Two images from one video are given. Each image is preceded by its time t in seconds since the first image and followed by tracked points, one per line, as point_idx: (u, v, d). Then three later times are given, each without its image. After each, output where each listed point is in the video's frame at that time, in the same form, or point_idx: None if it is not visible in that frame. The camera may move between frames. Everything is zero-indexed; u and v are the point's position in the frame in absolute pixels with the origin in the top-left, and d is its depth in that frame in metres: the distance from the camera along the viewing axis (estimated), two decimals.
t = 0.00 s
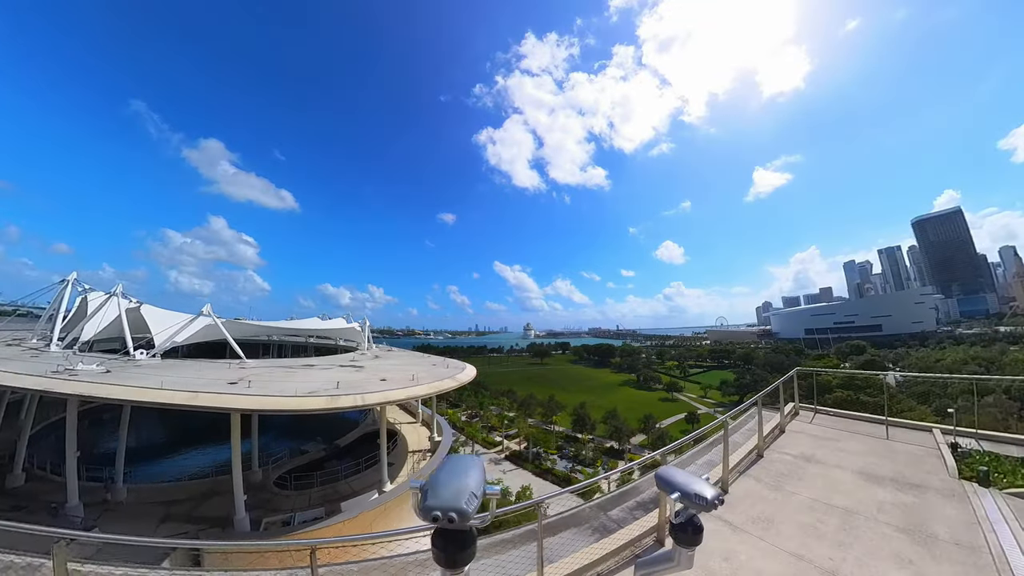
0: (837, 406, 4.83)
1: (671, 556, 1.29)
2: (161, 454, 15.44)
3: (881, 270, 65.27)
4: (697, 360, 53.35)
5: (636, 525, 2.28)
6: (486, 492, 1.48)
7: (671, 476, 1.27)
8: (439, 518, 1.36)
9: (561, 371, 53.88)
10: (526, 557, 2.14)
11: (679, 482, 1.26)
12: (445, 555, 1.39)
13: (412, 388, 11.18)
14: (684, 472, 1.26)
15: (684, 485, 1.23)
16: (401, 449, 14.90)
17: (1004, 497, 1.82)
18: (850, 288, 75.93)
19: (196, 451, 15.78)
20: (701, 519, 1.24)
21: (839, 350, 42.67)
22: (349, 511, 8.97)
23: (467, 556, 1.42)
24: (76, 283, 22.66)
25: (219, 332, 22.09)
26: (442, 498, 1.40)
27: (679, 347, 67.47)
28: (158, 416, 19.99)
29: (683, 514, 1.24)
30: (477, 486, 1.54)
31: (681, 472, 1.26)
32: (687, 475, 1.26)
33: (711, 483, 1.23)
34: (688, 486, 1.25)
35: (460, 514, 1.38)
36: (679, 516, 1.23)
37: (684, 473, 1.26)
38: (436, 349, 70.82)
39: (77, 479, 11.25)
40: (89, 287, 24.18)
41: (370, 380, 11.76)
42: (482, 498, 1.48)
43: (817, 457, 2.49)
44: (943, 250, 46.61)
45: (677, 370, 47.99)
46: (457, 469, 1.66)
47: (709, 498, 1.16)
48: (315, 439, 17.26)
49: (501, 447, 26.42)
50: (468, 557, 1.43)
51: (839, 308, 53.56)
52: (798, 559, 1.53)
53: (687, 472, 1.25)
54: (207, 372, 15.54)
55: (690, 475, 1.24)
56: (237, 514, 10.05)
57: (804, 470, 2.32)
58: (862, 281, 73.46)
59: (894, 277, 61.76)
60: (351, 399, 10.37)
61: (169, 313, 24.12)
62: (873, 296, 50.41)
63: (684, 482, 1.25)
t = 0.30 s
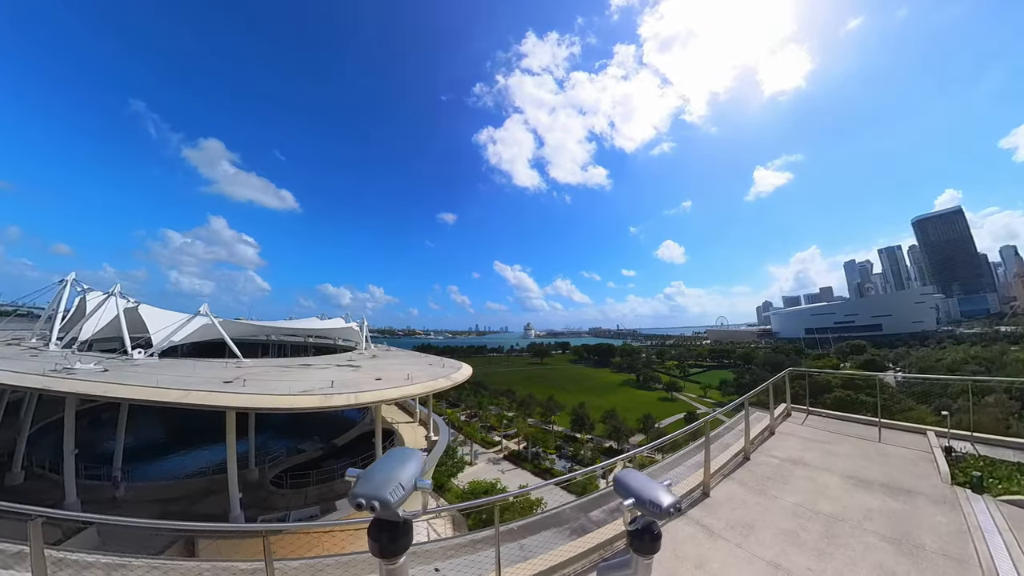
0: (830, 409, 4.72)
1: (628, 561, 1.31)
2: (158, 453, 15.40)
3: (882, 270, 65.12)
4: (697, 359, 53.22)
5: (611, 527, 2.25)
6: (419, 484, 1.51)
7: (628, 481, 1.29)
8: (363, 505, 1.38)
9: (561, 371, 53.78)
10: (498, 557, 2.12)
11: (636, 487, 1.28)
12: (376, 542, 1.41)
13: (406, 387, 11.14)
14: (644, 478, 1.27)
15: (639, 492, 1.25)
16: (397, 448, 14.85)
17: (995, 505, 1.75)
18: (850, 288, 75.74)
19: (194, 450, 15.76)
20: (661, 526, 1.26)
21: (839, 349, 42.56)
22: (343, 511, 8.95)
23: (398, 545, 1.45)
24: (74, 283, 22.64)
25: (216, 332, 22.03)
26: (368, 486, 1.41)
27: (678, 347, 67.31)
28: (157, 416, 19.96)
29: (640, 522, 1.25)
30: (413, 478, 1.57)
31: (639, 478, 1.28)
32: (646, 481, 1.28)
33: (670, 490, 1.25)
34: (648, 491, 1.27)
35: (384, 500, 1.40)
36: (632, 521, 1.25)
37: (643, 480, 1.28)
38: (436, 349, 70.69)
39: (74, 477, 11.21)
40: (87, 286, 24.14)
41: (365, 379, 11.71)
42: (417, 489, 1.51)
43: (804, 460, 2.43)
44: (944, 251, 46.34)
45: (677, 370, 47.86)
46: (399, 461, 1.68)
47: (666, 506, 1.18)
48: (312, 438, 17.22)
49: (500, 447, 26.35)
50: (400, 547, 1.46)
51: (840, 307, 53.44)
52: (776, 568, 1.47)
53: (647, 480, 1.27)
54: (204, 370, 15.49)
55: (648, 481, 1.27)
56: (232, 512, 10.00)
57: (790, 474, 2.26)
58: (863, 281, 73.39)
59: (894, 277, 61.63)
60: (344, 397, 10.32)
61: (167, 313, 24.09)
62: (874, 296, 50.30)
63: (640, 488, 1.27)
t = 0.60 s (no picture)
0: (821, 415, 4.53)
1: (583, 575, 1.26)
2: (155, 453, 15.35)
3: (882, 270, 65.05)
4: (697, 360, 53.11)
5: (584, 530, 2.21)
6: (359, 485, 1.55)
7: (584, 490, 1.24)
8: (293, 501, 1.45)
9: (561, 371, 53.69)
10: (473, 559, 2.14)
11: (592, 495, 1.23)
12: (314, 537, 1.49)
13: (400, 387, 11.09)
14: (599, 487, 1.22)
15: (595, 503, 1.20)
16: (392, 448, 14.84)
17: (991, 518, 1.67)
18: (851, 287, 75.73)
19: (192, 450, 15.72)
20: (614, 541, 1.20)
21: (840, 349, 42.48)
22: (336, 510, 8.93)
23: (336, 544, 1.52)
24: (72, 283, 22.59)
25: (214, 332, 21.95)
26: (302, 480, 1.48)
27: (679, 347, 67.17)
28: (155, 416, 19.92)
29: (592, 536, 1.19)
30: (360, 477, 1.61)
31: (595, 487, 1.23)
32: (600, 494, 1.22)
33: (625, 504, 1.20)
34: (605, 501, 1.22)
35: (315, 497, 1.45)
36: (582, 535, 1.19)
37: (598, 490, 1.23)
38: (436, 349, 70.57)
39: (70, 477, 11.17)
40: (85, 286, 24.08)
41: (360, 380, 11.68)
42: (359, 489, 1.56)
43: (792, 466, 2.36)
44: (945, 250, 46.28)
45: (677, 369, 47.76)
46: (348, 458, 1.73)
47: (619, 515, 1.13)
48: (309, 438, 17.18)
49: (499, 447, 26.28)
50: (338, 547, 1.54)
51: (840, 307, 53.35)
52: None
53: (601, 489, 1.22)
54: (200, 370, 15.43)
55: (602, 491, 1.22)
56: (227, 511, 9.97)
57: (778, 481, 2.20)
58: (863, 281, 73.30)
59: (895, 276, 61.55)
60: (338, 397, 10.28)
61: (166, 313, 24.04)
62: (875, 295, 50.22)
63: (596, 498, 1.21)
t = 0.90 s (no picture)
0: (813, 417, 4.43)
1: None
2: (153, 451, 15.38)
3: (883, 270, 64.91)
4: (697, 360, 53.00)
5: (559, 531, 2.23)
6: (291, 469, 1.75)
7: (525, 492, 1.21)
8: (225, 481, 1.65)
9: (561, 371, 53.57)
10: (442, 555, 2.36)
11: (539, 495, 1.19)
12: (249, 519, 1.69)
13: (393, 386, 11.04)
14: (543, 488, 1.19)
15: (537, 504, 1.17)
16: (388, 448, 14.80)
17: (988, 530, 1.57)
18: (852, 287, 75.52)
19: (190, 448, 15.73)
20: (559, 547, 1.16)
21: (840, 349, 42.37)
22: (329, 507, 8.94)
23: (271, 527, 1.72)
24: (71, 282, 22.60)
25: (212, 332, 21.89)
26: (235, 463, 1.66)
27: (679, 347, 67.03)
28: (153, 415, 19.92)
29: (536, 542, 1.15)
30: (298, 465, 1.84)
31: (538, 488, 1.20)
32: (549, 498, 1.17)
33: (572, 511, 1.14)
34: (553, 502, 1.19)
35: (244, 477, 1.64)
36: (524, 540, 1.15)
37: (544, 491, 1.20)
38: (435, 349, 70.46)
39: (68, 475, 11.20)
40: (84, 286, 24.10)
41: (354, 379, 11.61)
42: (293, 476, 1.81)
43: (779, 471, 2.32)
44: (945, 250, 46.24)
45: (676, 369, 47.65)
46: (293, 448, 1.90)
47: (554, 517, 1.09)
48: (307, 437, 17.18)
49: (498, 448, 26.21)
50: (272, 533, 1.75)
51: (841, 307, 53.22)
52: None
53: (544, 489, 1.19)
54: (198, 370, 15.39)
55: (544, 491, 1.19)
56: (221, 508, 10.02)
57: (763, 487, 2.15)
58: (864, 280, 73.24)
59: (895, 276, 61.42)
60: (330, 396, 10.27)
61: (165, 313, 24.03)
62: (875, 295, 50.09)
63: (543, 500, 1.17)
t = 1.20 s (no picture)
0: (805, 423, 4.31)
1: None
2: (150, 451, 15.32)
3: (884, 269, 64.79)
4: (698, 359, 52.90)
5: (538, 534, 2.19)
6: (241, 469, 1.75)
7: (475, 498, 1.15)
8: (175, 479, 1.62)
9: (561, 370, 53.45)
10: (422, 554, 2.38)
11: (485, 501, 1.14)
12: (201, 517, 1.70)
13: (388, 386, 10.96)
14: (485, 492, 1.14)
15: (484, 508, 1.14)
16: (385, 448, 14.73)
17: (986, 548, 1.47)
18: (853, 287, 75.35)
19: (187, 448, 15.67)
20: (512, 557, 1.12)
21: (841, 348, 42.28)
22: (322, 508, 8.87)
23: (224, 522, 1.73)
24: (69, 282, 22.55)
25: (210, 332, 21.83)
26: (185, 459, 1.64)
27: (679, 347, 66.85)
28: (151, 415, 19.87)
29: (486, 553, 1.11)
30: (248, 461, 1.84)
31: (482, 494, 1.14)
32: (499, 507, 1.13)
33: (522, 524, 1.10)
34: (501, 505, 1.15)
35: (193, 473, 1.62)
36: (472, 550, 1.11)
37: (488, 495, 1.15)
38: (435, 349, 70.36)
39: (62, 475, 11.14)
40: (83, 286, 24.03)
41: (349, 379, 11.54)
42: (243, 474, 1.79)
43: (769, 479, 2.23)
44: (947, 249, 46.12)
45: (677, 369, 47.51)
46: (244, 446, 1.89)
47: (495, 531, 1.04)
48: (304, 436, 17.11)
49: (497, 447, 26.12)
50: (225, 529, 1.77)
51: (842, 306, 53.11)
52: None
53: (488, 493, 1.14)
54: (195, 369, 15.34)
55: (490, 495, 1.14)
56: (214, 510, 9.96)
57: (750, 497, 2.07)
58: (865, 280, 73.12)
59: (897, 275, 61.28)
60: (324, 396, 10.21)
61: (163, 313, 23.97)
62: (877, 294, 49.98)
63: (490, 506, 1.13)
